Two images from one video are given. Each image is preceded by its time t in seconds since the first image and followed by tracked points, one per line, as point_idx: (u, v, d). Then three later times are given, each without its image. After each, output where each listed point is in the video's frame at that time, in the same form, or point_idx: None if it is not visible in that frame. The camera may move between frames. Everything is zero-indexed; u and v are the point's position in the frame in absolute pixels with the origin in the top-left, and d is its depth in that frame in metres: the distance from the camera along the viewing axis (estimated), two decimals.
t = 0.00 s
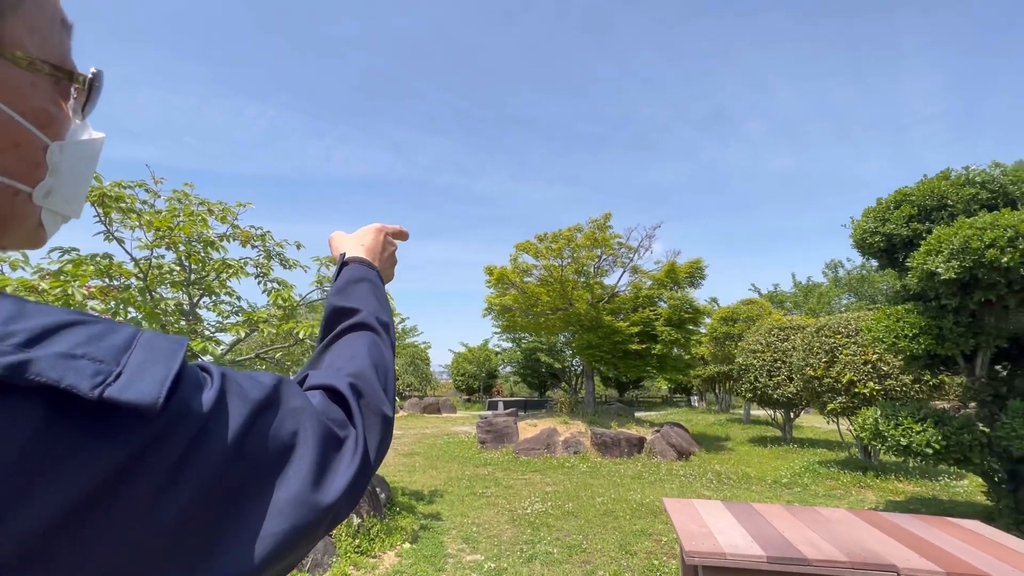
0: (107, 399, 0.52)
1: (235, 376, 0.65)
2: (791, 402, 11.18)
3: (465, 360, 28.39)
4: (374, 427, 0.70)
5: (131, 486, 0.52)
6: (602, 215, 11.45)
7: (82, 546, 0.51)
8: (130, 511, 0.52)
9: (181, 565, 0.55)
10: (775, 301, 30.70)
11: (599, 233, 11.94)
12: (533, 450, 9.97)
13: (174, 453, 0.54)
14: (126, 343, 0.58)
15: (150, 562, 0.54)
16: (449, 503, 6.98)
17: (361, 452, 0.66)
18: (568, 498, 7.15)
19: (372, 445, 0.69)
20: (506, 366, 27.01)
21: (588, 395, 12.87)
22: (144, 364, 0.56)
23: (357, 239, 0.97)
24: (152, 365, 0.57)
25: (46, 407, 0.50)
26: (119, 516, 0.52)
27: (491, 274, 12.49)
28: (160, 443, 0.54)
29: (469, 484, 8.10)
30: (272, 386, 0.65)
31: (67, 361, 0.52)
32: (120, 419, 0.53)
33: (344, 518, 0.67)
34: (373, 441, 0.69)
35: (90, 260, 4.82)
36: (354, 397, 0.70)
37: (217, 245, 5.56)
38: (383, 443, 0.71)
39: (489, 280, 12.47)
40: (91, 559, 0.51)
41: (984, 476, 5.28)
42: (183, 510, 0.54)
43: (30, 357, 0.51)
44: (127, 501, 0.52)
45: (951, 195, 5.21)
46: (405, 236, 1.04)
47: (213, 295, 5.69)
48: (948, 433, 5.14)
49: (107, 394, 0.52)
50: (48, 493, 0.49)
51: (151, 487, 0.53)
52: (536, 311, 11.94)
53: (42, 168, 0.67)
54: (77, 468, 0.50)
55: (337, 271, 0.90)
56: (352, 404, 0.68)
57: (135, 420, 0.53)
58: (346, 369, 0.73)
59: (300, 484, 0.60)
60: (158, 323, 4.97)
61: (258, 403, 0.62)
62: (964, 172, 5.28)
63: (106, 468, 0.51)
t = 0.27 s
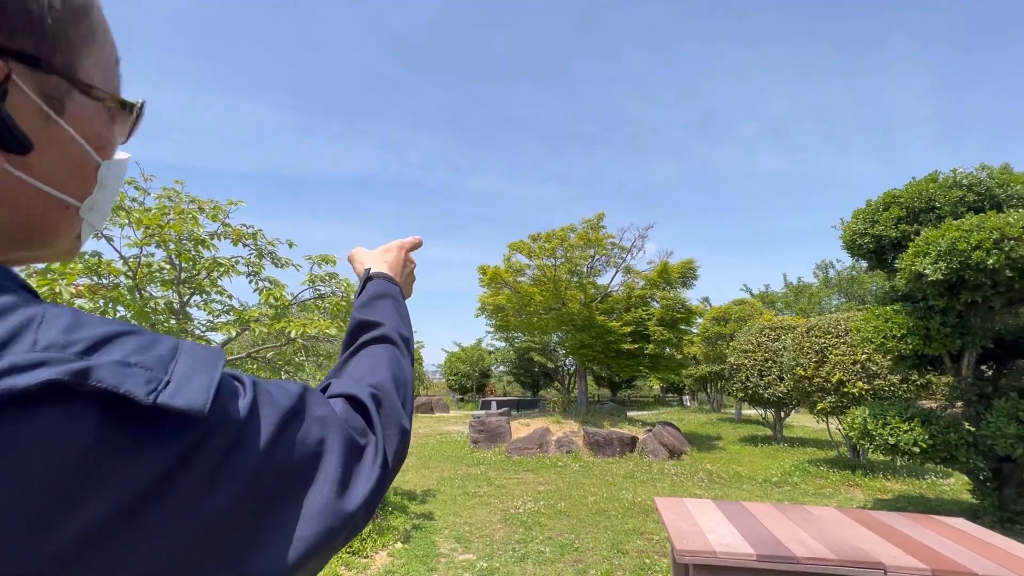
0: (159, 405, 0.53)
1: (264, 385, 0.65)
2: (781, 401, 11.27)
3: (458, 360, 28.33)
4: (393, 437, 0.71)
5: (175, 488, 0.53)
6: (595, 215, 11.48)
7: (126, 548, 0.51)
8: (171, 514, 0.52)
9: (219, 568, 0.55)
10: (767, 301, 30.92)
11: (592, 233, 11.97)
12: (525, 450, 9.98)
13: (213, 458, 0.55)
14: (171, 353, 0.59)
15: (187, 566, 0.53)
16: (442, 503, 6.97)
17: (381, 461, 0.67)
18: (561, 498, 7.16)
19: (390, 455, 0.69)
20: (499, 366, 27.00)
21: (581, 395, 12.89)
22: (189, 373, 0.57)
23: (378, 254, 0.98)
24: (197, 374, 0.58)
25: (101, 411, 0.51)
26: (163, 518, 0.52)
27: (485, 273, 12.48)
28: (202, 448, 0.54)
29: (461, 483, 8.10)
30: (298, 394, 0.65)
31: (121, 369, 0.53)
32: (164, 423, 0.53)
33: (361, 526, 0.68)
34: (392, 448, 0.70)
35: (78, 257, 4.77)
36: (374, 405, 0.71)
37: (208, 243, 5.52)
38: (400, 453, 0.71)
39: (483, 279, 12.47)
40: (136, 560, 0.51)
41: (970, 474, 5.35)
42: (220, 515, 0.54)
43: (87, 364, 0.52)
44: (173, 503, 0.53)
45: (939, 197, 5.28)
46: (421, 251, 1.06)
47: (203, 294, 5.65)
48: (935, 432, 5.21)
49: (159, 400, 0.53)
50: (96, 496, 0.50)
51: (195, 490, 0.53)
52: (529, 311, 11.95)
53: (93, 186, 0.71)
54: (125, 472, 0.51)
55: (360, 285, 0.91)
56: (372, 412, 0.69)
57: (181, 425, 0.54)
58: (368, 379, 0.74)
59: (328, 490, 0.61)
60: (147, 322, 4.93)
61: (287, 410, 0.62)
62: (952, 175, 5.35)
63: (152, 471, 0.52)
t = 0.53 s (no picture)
0: (226, 413, 0.54)
1: (305, 395, 0.65)
2: (776, 401, 11.31)
3: (454, 359, 28.32)
4: (415, 451, 0.71)
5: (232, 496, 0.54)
6: (592, 214, 11.49)
7: (186, 553, 0.52)
8: (224, 522, 0.53)
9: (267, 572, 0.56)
10: (762, 302, 31.01)
11: (589, 233, 11.98)
12: (521, 449, 9.98)
13: (264, 468, 0.55)
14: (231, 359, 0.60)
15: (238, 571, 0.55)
16: (438, 503, 6.95)
17: (409, 475, 0.67)
18: (557, 497, 7.15)
19: (414, 466, 0.69)
20: (495, 365, 26.98)
21: (577, 394, 12.91)
22: (248, 382, 0.58)
23: (387, 266, 0.98)
24: (256, 383, 0.58)
25: (172, 418, 0.52)
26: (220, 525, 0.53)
27: (481, 273, 12.49)
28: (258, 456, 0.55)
29: (457, 483, 8.10)
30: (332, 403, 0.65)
31: (192, 377, 0.54)
32: (226, 430, 0.54)
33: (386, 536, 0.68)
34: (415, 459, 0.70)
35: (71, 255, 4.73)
36: (398, 418, 0.70)
37: (202, 242, 5.50)
38: (421, 465, 0.71)
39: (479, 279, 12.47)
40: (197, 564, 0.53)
41: (964, 474, 5.39)
42: (270, 523, 0.55)
43: (163, 372, 0.52)
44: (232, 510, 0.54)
45: (934, 198, 5.31)
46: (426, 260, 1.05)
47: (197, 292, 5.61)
48: (928, 432, 5.25)
49: (225, 409, 0.54)
50: (164, 503, 0.51)
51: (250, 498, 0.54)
52: (525, 310, 11.95)
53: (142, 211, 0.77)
54: (188, 480, 0.52)
55: (373, 299, 0.89)
56: (397, 426, 0.69)
57: (244, 433, 0.55)
58: (390, 393, 0.73)
59: (361, 502, 0.61)
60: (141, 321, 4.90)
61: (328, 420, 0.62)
62: (946, 176, 5.39)
63: (212, 480, 0.52)
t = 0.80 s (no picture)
0: (230, 398, 0.51)
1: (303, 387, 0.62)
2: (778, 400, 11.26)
3: (453, 359, 28.29)
4: (423, 450, 0.68)
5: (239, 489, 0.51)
6: (593, 213, 11.44)
7: (184, 553, 0.49)
8: (225, 518, 0.51)
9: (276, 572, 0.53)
10: (762, 301, 30.97)
11: (590, 232, 11.93)
12: (521, 448, 9.92)
13: (268, 461, 0.52)
14: (231, 344, 0.57)
15: (246, 571, 0.52)
16: (438, 502, 6.90)
17: (415, 475, 0.64)
18: (558, 497, 7.09)
19: (420, 466, 0.66)
20: (495, 364, 26.95)
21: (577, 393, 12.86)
22: (252, 369, 0.55)
23: (401, 270, 0.93)
24: (260, 370, 0.55)
25: (172, 404, 0.49)
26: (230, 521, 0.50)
27: (481, 271, 12.45)
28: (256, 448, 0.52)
29: (457, 482, 8.05)
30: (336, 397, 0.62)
31: (194, 361, 0.51)
32: (230, 418, 0.51)
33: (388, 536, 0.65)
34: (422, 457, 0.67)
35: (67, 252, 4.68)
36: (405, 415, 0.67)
37: (200, 239, 5.46)
38: (430, 465, 0.69)
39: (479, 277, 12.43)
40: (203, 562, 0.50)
41: (969, 473, 5.33)
42: (273, 521, 0.53)
43: (162, 355, 0.49)
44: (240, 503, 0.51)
45: (939, 195, 5.26)
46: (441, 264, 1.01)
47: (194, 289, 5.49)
48: (934, 431, 5.19)
49: (228, 395, 0.51)
50: (167, 496, 0.48)
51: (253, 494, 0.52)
52: (526, 309, 11.91)
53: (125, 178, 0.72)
54: (190, 473, 0.49)
55: (384, 301, 0.85)
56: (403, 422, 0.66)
57: (247, 421, 0.52)
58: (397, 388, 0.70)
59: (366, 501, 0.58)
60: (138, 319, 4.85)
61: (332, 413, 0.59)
62: (952, 173, 5.34)
63: (215, 472, 0.50)
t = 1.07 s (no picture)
0: (107, 346, 0.48)
1: (243, 351, 0.61)
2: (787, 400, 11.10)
3: (458, 358, 28.21)
4: (398, 422, 0.66)
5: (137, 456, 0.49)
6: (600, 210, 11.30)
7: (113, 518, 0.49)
8: (146, 481, 0.50)
9: (223, 547, 0.53)
10: (769, 300, 30.71)
11: (596, 229, 11.78)
12: (527, 448, 9.81)
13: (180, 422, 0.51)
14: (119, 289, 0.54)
15: (183, 534, 0.52)
16: (443, 503, 6.81)
17: (384, 448, 0.63)
18: (566, 497, 6.98)
19: (395, 439, 0.65)
20: (500, 364, 26.85)
21: (584, 393, 12.74)
22: (148, 314, 0.52)
23: (390, 239, 0.88)
24: (157, 315, 0.52)
25: (41, 351, 0.47)
26: (141, 482, 0.49)
27: (486, 270, 12.35)
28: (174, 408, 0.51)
29: (463, 482, 7.96)
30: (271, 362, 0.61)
31: (54, 300, 0.48)
32: (123, 371, 0.49)
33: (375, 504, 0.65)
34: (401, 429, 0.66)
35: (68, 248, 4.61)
36: (375, 385, 0.66)
37: (203, 235, 5.41)
38: (409, 440, 0.67)
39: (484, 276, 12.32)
40: (106, 537, 0.49)
41: (990, 475, 5.18)
42: (201, 487, 0.52)
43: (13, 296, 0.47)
44: (139, 467, 0.50)
45: (960, 189, 5.11)
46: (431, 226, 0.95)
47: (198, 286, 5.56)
48: (953, 432, 5.05)
49: (108, 340, 0.48)
50: (74, 456, 0.47)
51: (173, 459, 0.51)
52: (532, 308, 11.79)
53: (11, 111, 0.65)
54: (92, 433, 0.48)
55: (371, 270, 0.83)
56: (373, 391, 0.65)
57: (138, 370, 0.50)
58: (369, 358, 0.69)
59: (322, 480, 0.57)
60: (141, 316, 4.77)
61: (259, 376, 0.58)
62: (973, 166, 5.18)
63: (118, 431, 0.48)
